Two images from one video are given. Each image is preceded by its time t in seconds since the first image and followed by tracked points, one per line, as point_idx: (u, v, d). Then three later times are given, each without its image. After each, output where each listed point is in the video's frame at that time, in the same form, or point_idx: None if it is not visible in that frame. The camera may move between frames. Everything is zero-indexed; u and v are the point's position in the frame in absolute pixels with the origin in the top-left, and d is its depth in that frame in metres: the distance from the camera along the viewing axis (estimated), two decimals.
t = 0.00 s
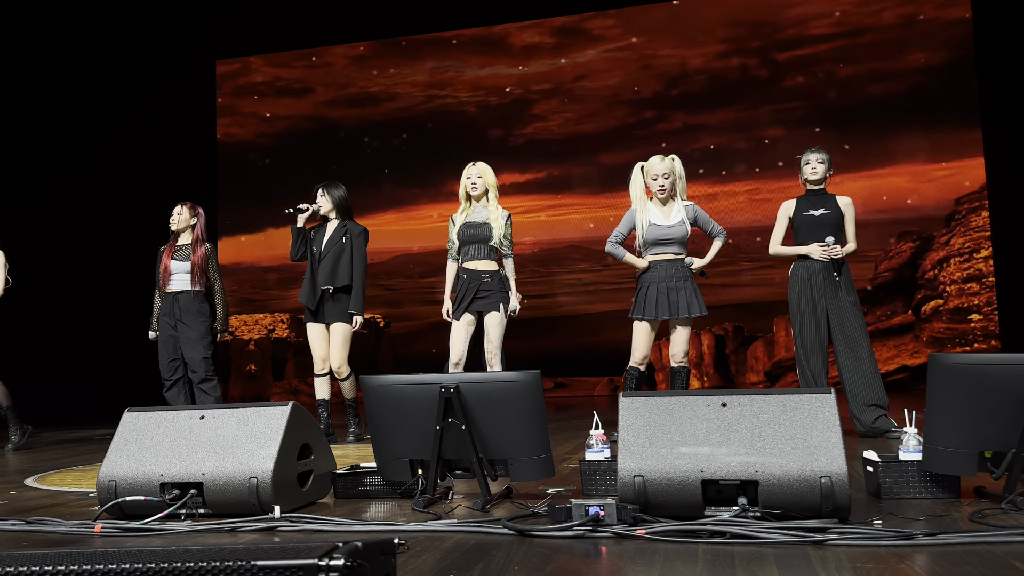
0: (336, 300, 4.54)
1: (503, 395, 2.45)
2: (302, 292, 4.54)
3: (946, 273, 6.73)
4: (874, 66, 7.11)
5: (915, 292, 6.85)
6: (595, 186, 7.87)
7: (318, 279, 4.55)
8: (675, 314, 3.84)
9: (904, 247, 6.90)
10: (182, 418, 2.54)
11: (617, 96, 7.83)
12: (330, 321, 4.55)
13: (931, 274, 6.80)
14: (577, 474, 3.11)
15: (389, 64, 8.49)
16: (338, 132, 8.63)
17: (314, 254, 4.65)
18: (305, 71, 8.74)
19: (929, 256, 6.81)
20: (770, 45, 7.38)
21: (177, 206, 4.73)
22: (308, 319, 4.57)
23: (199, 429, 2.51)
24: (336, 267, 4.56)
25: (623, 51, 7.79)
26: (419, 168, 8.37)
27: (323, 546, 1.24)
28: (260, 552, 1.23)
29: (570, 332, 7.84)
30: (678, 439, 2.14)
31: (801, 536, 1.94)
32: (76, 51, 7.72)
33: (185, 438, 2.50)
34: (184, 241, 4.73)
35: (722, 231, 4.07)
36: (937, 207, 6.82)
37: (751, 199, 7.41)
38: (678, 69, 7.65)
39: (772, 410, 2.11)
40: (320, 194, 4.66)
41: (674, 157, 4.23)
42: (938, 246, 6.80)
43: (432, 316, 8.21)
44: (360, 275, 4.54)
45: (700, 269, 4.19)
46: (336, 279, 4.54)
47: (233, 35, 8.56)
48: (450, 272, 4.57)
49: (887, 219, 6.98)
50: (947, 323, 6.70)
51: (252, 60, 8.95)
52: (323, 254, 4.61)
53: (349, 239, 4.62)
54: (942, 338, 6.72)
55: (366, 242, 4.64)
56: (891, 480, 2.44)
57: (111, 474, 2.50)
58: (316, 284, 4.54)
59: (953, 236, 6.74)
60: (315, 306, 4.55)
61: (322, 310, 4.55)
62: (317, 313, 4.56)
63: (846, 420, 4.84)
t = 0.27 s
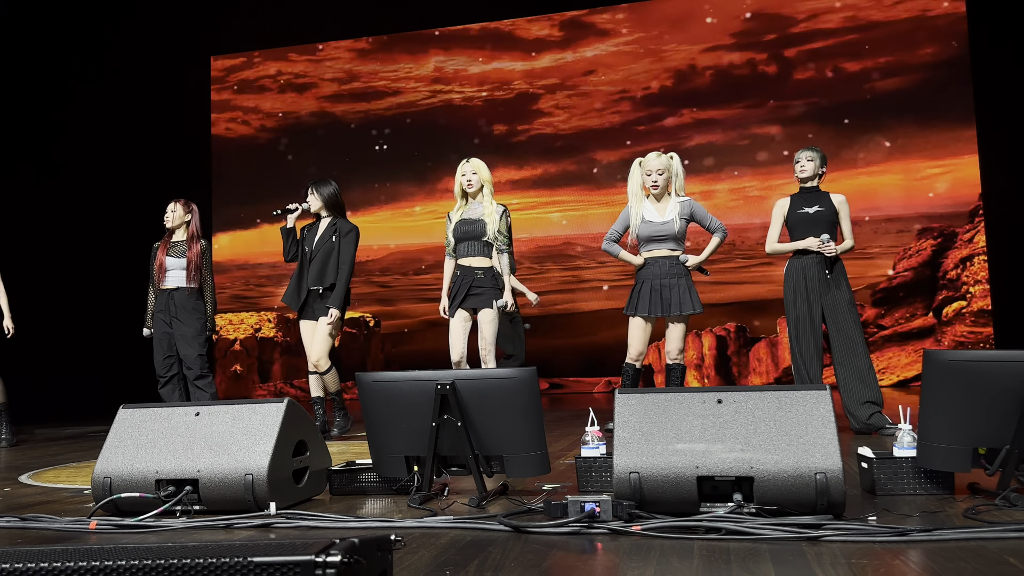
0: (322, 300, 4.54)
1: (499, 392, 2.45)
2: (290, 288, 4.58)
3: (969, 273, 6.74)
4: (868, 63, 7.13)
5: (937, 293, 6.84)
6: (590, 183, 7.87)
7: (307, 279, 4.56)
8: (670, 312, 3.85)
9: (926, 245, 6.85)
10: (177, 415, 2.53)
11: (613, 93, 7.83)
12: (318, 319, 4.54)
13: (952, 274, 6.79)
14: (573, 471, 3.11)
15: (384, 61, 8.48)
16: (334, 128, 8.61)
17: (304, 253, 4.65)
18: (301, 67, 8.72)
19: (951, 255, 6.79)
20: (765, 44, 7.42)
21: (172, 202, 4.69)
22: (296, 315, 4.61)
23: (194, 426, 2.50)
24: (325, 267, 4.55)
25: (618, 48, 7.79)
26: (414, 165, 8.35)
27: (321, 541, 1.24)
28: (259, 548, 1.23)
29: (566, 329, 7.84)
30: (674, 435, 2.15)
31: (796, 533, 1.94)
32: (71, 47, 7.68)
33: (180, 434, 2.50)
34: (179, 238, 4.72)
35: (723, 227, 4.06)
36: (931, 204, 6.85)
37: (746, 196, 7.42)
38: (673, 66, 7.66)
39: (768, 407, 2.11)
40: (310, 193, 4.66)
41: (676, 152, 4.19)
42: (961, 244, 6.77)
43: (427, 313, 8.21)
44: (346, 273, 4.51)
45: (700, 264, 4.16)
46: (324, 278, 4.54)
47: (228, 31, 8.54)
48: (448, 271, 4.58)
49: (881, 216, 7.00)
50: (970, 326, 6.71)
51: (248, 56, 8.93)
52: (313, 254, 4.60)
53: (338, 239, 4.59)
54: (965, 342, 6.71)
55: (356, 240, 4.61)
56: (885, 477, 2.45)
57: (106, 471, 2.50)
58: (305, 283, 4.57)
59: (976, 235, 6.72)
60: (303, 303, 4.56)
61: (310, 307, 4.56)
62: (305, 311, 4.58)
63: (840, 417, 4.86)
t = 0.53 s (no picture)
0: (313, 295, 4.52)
1: (491, 387, 2.45)
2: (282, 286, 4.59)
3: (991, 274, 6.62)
4: (858, 60, 7.16)
5: (956, 293, 6.72)
6: (582, 180, 7.88)
7: (295, 275, 4.57)
8: (664, 307, 3.85)
9: (945, 242, 6.76)
10: (168, 411, 2.53)
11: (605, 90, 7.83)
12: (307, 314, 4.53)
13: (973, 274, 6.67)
14: (565, 467, 3.12)
15: (377, 57, 8.47)
16: (325, 124, 8.58)
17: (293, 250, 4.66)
18: (293, 63, 8.68)
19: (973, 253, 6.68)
20: (756, 41, 7.44)
21: (162, 199, 4.66)
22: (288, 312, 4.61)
23: (185, 422, 2.49)
24: (314, 262, 4.54)
25: (611, 45, 7.80)
26: (406, 161, 8.34)
27: (315, 535, 1.24)
28: (251, 542, 1.23)
29: (557, 325, 7.85)
30: (666, 430, 2.15)
31: (787, 527, 1.95)
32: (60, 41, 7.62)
33: (171, 430, 2.49)
34: (169, 235, 4.70)
35: (712, 226, 4.07)
36: (921, 201, 6.88)
37: (737, 193, 7.44)
38: (665, 63, 7.67)
39: (759, 402, 2.12)
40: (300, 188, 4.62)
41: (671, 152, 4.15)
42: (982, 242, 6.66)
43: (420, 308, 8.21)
44: (335, 267, 4.52)
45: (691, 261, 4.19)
46: (311, 274, 4.53)
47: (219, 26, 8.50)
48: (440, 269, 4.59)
49: (871, 213, 7.03)
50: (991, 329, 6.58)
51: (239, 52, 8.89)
52: (302, 250, 4.60)
53: (327, 234, 4.58)
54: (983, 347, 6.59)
55: (344, 236, 4.61)
56: (875, 471, 2.46)
57: (96, 467, 2.49)
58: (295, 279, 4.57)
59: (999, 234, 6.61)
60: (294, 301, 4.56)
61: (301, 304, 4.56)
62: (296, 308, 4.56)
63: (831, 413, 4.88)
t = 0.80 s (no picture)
0: (305, 294, 4.50)
1: (482, 389, 2.45)
2: (273, 284, 4.55)
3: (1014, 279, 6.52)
4: (850, 61, 7.19)
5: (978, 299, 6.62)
6: (575, 180, 7.87)
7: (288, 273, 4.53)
8: (657, 308, 3.86)
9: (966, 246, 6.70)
10: (157, 413, 2.51)
11: (598, 89, 7.82)
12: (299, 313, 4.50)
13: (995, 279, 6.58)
14: (557, 468, 3.12)
15: (366, 55, 8.40)
16: (316, 121, 8.50)
17: (285, 249, 4.63)
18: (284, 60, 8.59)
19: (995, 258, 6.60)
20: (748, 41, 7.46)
21: (151, 198, 4.66)
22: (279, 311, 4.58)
23: (175, 424, 2.47)
24: (306, 261, 4.51)
25: (603, 44, 7.80)
26: (397, 159, 8.28)
27: (302, 542, 1.22)
28: (236, 549, 1.21)
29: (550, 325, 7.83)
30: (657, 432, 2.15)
31: (779, 529, 1.95)
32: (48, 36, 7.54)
33: (160, 432, 2.47)
34: (159, 235, 4.68)
35: (702, 228, 4.08)
36: (912, 201, 6.90)
37: (729, 192, 7.44)
38: (657, 63, 7.68)
39: (751, 404, 2.12)
40: (291, 186, 4.59)
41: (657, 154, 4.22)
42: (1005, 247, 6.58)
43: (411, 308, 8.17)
44: (329, 267, 4.50)
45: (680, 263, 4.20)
46: (304, 272, 4.50)
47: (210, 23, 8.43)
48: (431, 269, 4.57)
49: (863, 213, 7.05)
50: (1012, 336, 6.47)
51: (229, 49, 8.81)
52: (294, 249, 4.58)
53: (320, 232, 4.58)
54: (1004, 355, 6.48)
55: (338, 236, 4.62)
56: (866, 473, 2.47)
57: (85, 469, 2.47)
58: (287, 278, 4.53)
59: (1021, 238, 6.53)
60: (286, 300, 4.54)
61: (293, 303, 4.53)
62: (288, 307, 4.55)
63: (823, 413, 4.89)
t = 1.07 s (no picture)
0: (303, 294, 4.48)
1: (477, 386, 2.46)
2: (270, 281, 4.52)
3: None
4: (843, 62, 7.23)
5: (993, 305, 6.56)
6: (569, 180, 7.89)
7: (290, 273, 4.50)
8: (648, 307, 3.88)
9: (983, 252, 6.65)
10: (152, 409, 2.51)
11: (593, 89, 7.84)
12: (297, 313, 4.47)
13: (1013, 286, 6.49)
14: (551, 466, 3.13)
15: (360, 53, 8.38)
16: (311, 120, 8.48)
17: (283, 249, 4.61)
18: (279, 57, 8.57)
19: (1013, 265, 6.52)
20: (743, 42, 7.49)
21: (147, 196, 4.65)
22: (274, 309, 4.55)
23: (169, 420, 2.47)
24: (308, 261, 4.51)
25: (599, 44, 7.82)
26: (392, 158, 8.27)
27: (299, 534, 1.23)
28: (231, 541, 1.20)
29: (544, 324, 7.85)
30: (651, 429, 2.16)
31: (771, 525, 1.97)
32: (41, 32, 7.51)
33: (155, 428, 2.47)
34: (153, 232, 4.66)
35: (695, 228, 4.09)
36: (904, 202, 6.94)
37: (723, 193, 7.47)
38: (652, 64, 7.71)
39: (743, 401, 2.13)
40: (291, 184, 4.58)
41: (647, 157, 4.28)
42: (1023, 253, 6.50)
43: (405, 308, 8.17)
44: (332, 268, 4.53)
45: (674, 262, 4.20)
46: (308, 272, 4.49)
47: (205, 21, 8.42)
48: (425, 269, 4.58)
49: (855, 215, 7.09)
50: None
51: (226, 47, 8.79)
52: (293, 248, 4.57)
53: (319, 233, 4.60)
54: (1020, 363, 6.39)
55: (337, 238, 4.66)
56: (858, 471, 2.49)
57: (79, 465, 2.47)
58: (286, 277, 4.51)
59: None
60: (282, 298, 4.52)
61: (290, 302, 4.51)
62: (285, 307, 4.54)
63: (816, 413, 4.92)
